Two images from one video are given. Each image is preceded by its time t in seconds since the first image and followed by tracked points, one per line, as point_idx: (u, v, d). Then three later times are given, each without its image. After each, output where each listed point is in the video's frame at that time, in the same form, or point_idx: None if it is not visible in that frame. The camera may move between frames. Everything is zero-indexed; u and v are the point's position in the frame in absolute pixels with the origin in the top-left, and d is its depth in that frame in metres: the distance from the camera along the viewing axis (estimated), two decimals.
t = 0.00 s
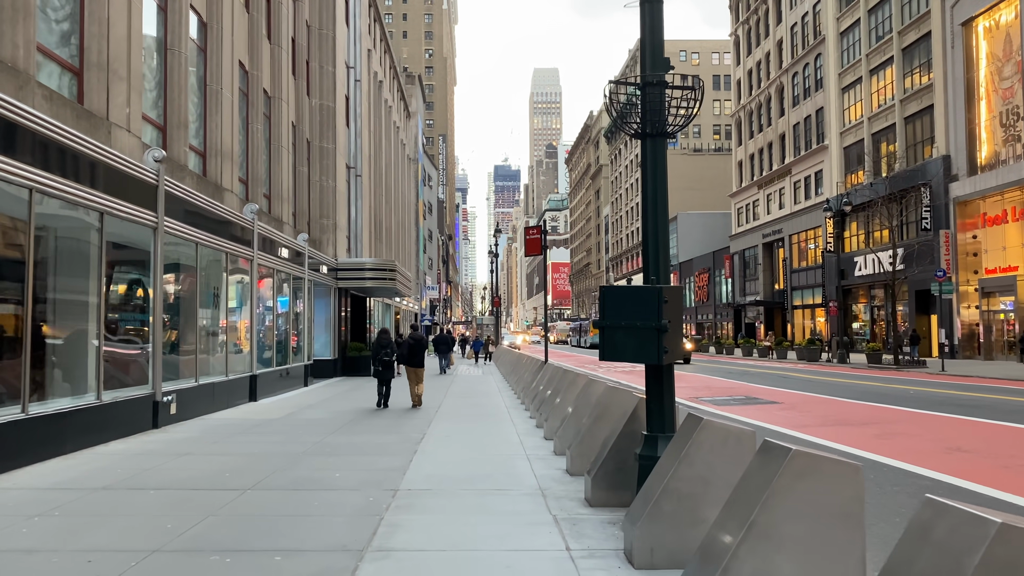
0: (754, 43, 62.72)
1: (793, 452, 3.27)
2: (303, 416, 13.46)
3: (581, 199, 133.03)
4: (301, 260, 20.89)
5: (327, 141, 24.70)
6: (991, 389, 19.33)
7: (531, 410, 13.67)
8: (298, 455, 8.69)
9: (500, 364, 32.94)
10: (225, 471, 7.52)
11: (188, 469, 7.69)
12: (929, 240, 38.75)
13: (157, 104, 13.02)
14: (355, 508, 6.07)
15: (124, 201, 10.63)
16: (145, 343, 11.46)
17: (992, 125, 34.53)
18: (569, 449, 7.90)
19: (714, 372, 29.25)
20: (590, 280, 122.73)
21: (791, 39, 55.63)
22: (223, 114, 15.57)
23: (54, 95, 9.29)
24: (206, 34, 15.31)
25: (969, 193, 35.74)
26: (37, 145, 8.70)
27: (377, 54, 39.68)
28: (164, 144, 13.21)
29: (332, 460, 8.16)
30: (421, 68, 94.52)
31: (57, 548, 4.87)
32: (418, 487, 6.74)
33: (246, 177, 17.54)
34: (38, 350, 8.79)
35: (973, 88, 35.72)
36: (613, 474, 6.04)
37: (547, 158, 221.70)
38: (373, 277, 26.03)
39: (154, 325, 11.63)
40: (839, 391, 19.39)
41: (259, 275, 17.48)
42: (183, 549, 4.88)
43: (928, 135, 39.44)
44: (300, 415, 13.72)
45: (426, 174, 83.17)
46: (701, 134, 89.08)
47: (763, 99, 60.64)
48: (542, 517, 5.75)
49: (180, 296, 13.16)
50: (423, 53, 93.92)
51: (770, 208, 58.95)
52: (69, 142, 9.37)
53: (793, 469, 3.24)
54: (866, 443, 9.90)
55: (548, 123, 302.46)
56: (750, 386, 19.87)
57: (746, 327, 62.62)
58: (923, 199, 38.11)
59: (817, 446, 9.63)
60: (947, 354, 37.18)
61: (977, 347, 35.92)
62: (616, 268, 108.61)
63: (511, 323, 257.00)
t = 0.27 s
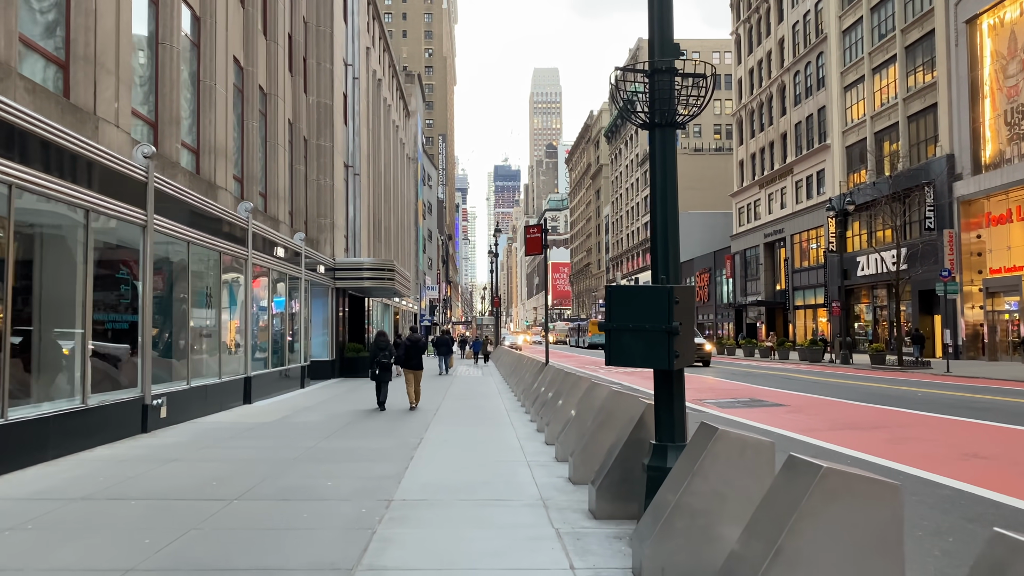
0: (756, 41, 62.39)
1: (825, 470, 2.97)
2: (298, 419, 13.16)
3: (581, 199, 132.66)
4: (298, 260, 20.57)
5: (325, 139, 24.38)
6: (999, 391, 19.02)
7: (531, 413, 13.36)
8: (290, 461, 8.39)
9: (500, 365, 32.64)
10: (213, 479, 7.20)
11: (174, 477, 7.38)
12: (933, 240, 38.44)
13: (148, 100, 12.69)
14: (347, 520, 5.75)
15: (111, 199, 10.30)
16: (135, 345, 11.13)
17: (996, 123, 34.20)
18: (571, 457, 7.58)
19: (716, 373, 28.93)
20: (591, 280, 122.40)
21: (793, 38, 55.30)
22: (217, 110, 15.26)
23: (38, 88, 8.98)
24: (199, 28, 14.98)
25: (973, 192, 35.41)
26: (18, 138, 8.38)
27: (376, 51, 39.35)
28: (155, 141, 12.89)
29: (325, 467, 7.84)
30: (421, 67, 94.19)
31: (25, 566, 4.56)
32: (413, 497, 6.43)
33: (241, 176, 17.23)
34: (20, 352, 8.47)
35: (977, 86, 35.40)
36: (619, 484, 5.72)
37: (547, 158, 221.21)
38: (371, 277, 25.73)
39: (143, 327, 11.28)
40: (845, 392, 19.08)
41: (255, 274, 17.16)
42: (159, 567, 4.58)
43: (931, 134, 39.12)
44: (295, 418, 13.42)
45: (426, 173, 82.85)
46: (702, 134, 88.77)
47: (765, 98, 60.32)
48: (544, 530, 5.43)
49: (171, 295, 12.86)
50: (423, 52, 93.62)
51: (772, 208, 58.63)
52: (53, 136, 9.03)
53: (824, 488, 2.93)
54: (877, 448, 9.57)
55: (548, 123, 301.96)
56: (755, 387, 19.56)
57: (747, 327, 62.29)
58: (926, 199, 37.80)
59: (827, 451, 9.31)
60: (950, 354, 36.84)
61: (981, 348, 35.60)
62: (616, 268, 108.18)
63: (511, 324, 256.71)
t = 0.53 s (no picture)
0: (757, 39, 62.08)
1: (864, 478, 2.67)
2: (294, 419, 12.86)
3: (581, 198, 132.37)
4: (295, 258, 20.26)
5: (323, 135, 24.08)
6: (1007, 390, 18.72)
7: (532, 413, 13.06)
8: (283, 463, 8.10)
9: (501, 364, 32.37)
10: (201, 483, 6.89)
11: (161, 480, 7.09)
12: (936, 238, 38.13)
13: (140, 92, 12.40)
14: (338, 527, 5.42)
15: (100, 192, 10.00)
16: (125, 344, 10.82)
17: (1001, 121, 33.85)
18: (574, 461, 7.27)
19: (719, 373, 28.62)
20: (591, 279, 122.12)
21: (794, 36, 55.00)
22: (212, 104, 14.96)
23: (22, 77, 8.67)
24: (193, 21, 14.69)
25: (978, 190, 35.12)
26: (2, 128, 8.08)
27: (375, 49, 39.07)
28: (147, 135, 12.59)
29: (318, 470, 7.54)
30: (421, 66, 93.89)
31: None
32: (409, 501, 6.13)
33: (237, 171, 16.94)
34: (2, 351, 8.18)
35: (982, 83, 35.10)
36: (627, 490, 5.41)
37: (547, 158, 220.84)
38: (370, 276, 25.43)
39: (134, 325, 10.95)
40: (851, 392, 18.78)
41: (251, 272, 16.85)
42: None
43: (935, 132, 38.82)
44: (291, 418, 13.13)
45: (426, 172, 82.60)
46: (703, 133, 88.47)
47: (766, 97, 60.01)
48: (548, 539, 5.10)
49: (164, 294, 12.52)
50: (423, 51, 93.34)
51: (773, 206, 58.35)
52: (38, 126, 8.72)
53: (863, 502, 2.64)
54: (891, 450, 9.25)
55: (548, 122, 301.68)
56: (759, 387, 19.24)
57: (748, 326, 62.01)
58: (930, 197, 37.49)
59: (840, 453, 9.01)
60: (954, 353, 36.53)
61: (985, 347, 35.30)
62: (617, 268, 107.84)
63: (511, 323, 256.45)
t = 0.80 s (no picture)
0: (759, 38, 61.75)
1: (918, 507, 2.45)
2: (289, 424, 12.54)
3: (581, 198, 132.03)
4: (292, 258, 19.93)
5: (321, 134, 23.74)
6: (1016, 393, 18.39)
7: (534, 417, 12.73)
8: (275, 472, 7.78)
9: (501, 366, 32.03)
10: (187, 494, 6.57)
11: (147, 491, 6.77)
12: (941, 238, 37.80)
13: (130, 88, 12.08)
14: (330, 544, 5.10)
15: (87, 190, 9.67)
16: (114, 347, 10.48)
17: (1005, 120, 33.50)
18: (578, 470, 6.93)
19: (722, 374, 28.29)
20: (591, 280, 121.75)
21: (796, 35, 54.67)
22: (206, 101, 14.65)
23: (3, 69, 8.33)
24: (187, 16, 14.38)
25: (982, 190, 34.81)
26: None
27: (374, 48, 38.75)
28: (138, 132, 12.28)
29: (311, 479, 7.21)
30: (421, 66, 93.53)
31: None
32: (405, 515, 5.80)
33: (232, 170, 16.62)
34: None
35: (986, 82, 34.77)
36: (636, 504, 5.09)
37: (547, 158, 220.40)
38: (368, 276, 25.09)
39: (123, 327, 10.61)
40: (857, 394, 18.46)
41: (246, 272, 16.52)
42: None
43: (938, 131, 38.49)
44: (287, 422, 12.81)
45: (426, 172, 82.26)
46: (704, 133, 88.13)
47: (767, 96, 59.66)
48: (552, 558, 4.78)
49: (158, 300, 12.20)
50: (423, 51, 92.99)
51: (774, 206, 58.04)
52: (20, 120, 8.34)
53: (918, 534, 2.41)
54: (905, 457, 8.94)
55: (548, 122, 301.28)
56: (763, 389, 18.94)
57: (750, 327, 61.70)
58: (934, 196, 37.16)
59: (852, 460, 8.69)
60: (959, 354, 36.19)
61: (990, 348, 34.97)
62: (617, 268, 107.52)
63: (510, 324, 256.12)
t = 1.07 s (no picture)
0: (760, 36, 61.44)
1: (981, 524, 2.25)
2: (284, 423, 12.23)
3: (582, 197, 131.67)
4: (289, 255, 19.62)
5: (319, 130, 23.44)
6: None
7: (534, 418, 12.41)
8: (266, 474, 7.47)
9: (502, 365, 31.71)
10: (172, 498, 6.27)
11: (131, 494, 6.47)
12: (945, 237, 37.48)
13: (121, 79, 11.79)
14: (318, 553, 4.78)
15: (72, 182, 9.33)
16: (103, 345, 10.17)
17: (1011, 117, 33.18)
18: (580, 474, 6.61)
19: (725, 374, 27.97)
20: (591, 279, 121.39)
21: (798, 33, 54.36)
22: (200, 94, 14.34)
23: None
24: (180, 6, 14.07)
25: (987, 188, 34.51)
26: None
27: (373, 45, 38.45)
28: (128, 125, 11.99)
29: (302, 482, 6.90)
30: (421, 65, 93.26)
31: None
32: (399, 521, 5.49)
33: (227, 164, 16.32)
34: None
35: (990, 80, 34.48)
36: (644, 509, 4.78)
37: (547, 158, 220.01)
38: (367, 274, 24.78)
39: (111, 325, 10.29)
40: (863, 394, 18.14)
41: (241, 269, 16.20)
42: None
43: (942, 128, 38.18)
44: (281, 421, 12.50)
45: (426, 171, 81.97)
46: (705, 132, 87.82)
47: (769, 95, 59.33)
48: (555, 567, 4.48)
49: (150, 298, 11.87)
50: (423, 50, 92.73)
51: (776, 205, 57.73)
52: None
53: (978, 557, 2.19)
54: (919, 458, 8.63)
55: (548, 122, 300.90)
56: (767, 388, 18.61)
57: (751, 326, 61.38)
58: (938, 194, 36.84)
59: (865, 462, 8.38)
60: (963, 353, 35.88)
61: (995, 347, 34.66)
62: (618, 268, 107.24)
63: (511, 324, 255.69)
